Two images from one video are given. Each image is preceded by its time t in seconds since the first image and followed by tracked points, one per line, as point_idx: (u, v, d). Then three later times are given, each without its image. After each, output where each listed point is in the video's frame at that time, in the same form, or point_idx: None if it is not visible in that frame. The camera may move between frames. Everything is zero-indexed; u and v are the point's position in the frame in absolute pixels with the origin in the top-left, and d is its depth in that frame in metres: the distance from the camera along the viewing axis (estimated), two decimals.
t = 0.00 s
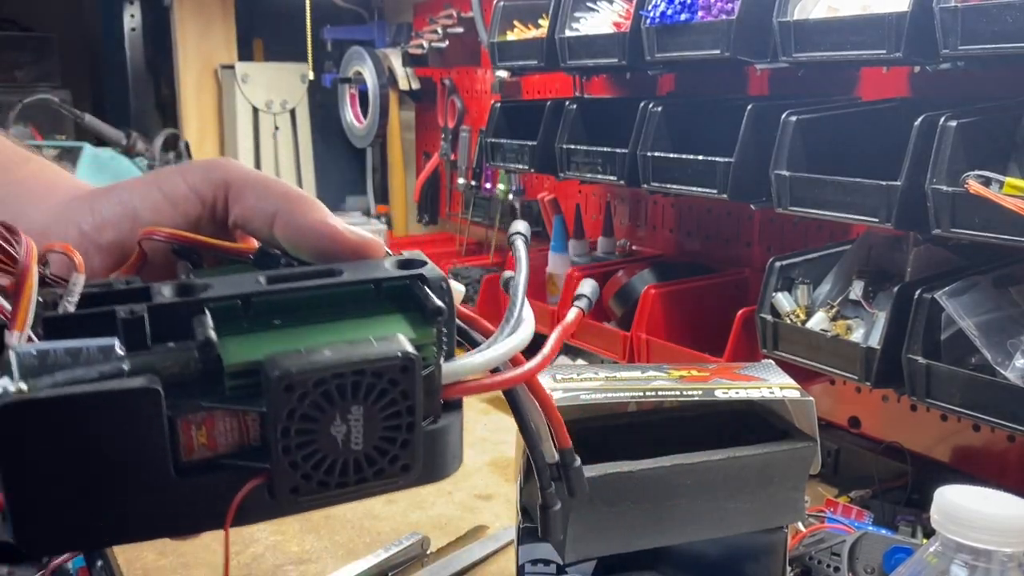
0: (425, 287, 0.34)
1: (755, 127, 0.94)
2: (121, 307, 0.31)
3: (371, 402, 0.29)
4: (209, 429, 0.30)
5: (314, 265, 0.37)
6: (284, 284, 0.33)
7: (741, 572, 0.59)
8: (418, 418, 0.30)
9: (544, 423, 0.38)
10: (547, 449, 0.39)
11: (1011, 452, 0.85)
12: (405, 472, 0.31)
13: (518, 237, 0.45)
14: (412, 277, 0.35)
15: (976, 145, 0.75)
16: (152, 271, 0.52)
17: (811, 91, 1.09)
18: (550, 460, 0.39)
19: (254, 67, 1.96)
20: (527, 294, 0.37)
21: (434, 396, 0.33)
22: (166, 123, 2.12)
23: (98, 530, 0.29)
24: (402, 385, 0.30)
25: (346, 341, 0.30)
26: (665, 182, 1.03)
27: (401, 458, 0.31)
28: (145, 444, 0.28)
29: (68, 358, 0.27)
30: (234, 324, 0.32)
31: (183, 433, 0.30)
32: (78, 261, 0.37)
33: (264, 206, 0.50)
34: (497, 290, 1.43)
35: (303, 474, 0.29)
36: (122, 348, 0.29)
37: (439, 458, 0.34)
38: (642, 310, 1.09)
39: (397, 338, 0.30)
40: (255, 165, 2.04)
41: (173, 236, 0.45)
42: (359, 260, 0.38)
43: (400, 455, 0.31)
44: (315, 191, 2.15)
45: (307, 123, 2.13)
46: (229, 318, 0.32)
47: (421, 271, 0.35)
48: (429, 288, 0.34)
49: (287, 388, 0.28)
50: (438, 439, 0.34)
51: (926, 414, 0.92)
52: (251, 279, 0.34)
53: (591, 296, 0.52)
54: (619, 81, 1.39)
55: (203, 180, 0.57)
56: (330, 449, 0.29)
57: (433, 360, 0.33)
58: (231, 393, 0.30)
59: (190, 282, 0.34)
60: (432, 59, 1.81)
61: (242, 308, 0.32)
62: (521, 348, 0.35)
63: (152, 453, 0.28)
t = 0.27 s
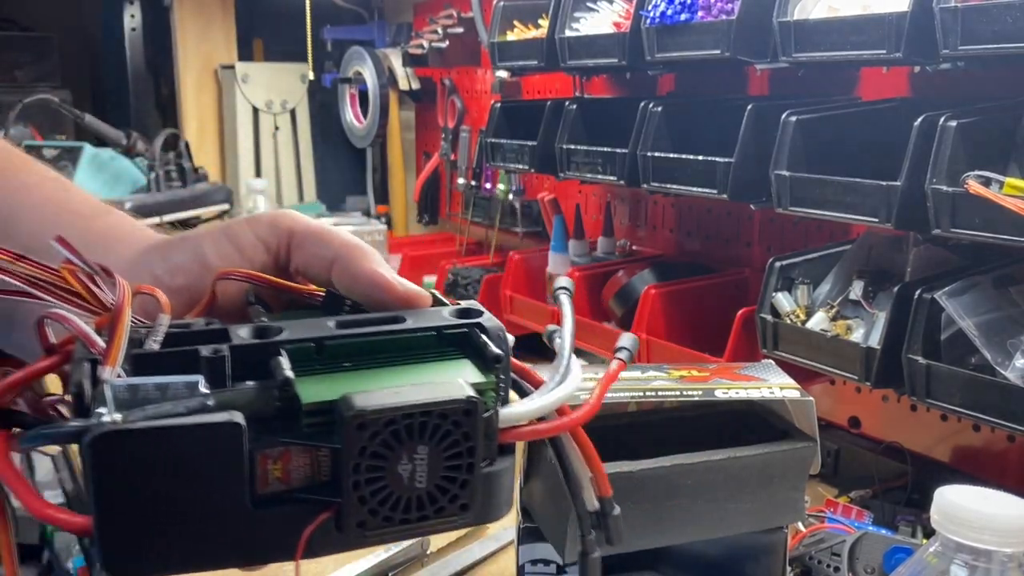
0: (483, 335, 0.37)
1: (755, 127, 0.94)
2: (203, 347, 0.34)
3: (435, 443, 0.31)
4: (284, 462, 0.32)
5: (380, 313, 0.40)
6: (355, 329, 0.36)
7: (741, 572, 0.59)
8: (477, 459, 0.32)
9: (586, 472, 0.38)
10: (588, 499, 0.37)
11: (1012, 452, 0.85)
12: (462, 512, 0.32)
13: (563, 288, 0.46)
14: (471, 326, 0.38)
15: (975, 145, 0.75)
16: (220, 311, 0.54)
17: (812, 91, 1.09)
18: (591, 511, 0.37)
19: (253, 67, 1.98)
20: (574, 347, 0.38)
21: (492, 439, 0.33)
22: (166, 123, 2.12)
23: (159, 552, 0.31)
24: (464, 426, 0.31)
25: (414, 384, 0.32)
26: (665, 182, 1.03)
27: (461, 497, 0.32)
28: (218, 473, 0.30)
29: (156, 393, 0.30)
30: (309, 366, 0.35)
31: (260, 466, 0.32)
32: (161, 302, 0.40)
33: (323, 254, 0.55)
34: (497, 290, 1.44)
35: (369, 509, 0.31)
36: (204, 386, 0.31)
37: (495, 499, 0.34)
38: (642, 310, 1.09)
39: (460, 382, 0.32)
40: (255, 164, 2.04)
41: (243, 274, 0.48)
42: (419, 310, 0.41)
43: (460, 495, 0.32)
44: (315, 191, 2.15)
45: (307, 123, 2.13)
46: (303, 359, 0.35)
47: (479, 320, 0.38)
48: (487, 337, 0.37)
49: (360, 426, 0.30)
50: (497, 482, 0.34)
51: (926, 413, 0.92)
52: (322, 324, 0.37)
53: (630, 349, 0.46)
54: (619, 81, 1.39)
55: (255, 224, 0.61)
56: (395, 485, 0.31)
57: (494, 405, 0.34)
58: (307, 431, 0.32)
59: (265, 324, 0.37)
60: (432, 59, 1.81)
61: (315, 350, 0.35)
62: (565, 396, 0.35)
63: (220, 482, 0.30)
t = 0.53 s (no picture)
0: (563, 346, 0.39)
1: (755, 127, 0.94)
2: (308, 355, 0.36)
3: (515, 446, 0.33)
4: (378, 461, 0.35)
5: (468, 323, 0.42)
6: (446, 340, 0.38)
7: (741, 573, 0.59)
8: (555, 462, 0.34)
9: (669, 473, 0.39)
10: (671, 503, 0.39)
11: (1011, 452, 0.85)
12: (541, 510, 0.34)
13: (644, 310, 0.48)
14: (551, 337, 0.39)
15: (975, 146, 0.75)
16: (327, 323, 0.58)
17: (812, 91, 1.09)
18: (674, 514, 0.39)
19: (253, 67, 1.97)
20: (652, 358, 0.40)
21: (571, 443, 0.35)
22: (166, 123, 2.12)
23: (263, 539, 0.34)
24: (542, 431, 0.34)
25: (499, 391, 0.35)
26: (665, 182, 1.03)
27: (539, 496, 0.34)
28: (317, 471, 0.33)
29: (264, 396, 0.33)
30: (402, 373, 0.37)
31: (356, 463, 0.34)
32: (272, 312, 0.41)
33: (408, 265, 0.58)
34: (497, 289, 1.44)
35: (456, 504, 0.33)
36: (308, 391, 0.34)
37: (575, 502, 0.36)
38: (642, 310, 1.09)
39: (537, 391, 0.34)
40: (255, 164, 2.05)
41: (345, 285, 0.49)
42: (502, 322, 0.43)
43: (539, 494, 0.34)
44: (315, 191, 2.15)
45: (307, 123, 2.13)
46: (397, 366, 0.37)
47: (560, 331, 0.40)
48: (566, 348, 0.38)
49: (447, 430, 0.32)
50: (577, 486, 0.36)
51: (926, 414, 0.92)
52: (415, 334, 0.40)
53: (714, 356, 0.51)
54: (619, 81, 1.39)
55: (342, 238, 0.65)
56: (480, 484, 0.33)
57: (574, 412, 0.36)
58: (399, 433, 0.34)
59: (363, 334, 0.39)
60: (432, 59, 1.81)
61: (408, 360, 0.38)
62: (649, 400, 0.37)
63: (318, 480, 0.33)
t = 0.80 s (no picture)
0: (569, 354, 0.39)
1: (754, 127, 0.94)
2: (337, 364, 0.38)
3: (515, 450, 0.35)
4: (396, 460, 0.37)
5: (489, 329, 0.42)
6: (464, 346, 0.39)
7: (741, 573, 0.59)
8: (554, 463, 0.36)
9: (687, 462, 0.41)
10: (692, 490, 0.40)
11: (1011, 453, 0.86)
12: (545, 508, 0.36)
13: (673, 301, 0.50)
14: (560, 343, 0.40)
15: (975, 146, 0.75)
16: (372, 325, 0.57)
17: (812, 92, 1.09)
18: (695, 500, 0.40)
19: (253, 67, 1.97)
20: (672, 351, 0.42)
21: (571, 445, 0.37)
22: (166, 124, 2.12)
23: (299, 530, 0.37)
24: (540, 437, 0.35)
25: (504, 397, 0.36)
26: (665, 183, 1.03)
27: (541, 495, 0.36)
28: (339, 470, 0.36)
29: (299, 403, 0.36)
30: (422, 379, 0.39)
31: (376, 462, 0.37)
32: (309, 324, 0.43)
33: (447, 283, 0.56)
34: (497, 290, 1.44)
35: (463, 503, 0.35)
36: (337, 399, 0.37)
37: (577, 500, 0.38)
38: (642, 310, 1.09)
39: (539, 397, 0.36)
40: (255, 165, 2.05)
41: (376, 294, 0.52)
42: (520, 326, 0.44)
43: (540, 493, 0.36)
44: (315, 192, 2.15)
45: (308, 124, 2.13)
46: (417, 373, 0.39)
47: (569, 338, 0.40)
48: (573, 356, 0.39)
49: (450, 436, 0.34)
50: (579, 481, 0.38)
51: (926, 414, 0.92)
52: (435, 341, 0.41)
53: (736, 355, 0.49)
54: (619, 81, 1.39)
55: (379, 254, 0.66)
56: (484, 483, 0.35)
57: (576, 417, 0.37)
58: (413, 438, 0.36)
59: (388, 341, 0.41)
60: (431, 60, 1.81)
61: (426, 366, 0.39)
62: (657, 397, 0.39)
63: (340, 478, 0.36)
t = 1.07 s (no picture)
0: (523, 370, 0.38)
1: (754, 127, 0.94)
2: (306, 393, 0.39)
3: (469, 471, 0.35)
4: (362, 482, 0.36)
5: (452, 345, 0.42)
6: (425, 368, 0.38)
7: (740, 572, 0.59)
8: (508, 478, 0.35)
9: (663, 456, 0.41)
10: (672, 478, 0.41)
11: (1010, 452, 0.86)
12: (505, 520, 0.36)
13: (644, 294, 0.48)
14: (516, 357, 0.38)
15: (974, 146, 0.75)
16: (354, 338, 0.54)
17: (812, 91, 1.09)
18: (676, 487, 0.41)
19: (254, 67, 1.98)
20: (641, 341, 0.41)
21: (526, 457, 0.36)
22: (168, 124, 2.13)
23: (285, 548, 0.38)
24: (490, 457, 0.35)
25: (458, 418, 0.36)
26: (665, 183, 1.03)
27: (501, 509, 0.36)
28: (307, 496, 0.36)
29: (269, 434, 0.36)
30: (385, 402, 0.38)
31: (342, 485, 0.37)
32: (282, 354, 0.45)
33: (421, 295, 0.52)
34: (497, 290, 1.44)
35: (425, 520, 0.36)
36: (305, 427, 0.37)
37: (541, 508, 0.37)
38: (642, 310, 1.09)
39: (488, 418, 0.36)
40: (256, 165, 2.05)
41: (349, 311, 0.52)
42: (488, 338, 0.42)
43: (499, 507, 0.36)
44: (316, 192, 2.15)
45: (308, 123, 2.13)
46: (381, 395, 0.38)
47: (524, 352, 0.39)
48: (526, 371, 0.38)
49: (404, 462, 0.35)
50: (542, 489, 0.37)
51: (926, 413, 0.92)
52: (400, 362, 0.40)
53: (711, 346, 0.47)
54: (619, 81, 1.39)
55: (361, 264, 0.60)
56: (441, 502, 0.35)
57: (529, 432, 0.36)
58: (371, 462, 0.36)
59: (358, 364, 0.40)
60: (432, 60, 1.81)
61: (389, 389, 0.38)
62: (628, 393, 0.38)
63: (310, 502, 0.36)
